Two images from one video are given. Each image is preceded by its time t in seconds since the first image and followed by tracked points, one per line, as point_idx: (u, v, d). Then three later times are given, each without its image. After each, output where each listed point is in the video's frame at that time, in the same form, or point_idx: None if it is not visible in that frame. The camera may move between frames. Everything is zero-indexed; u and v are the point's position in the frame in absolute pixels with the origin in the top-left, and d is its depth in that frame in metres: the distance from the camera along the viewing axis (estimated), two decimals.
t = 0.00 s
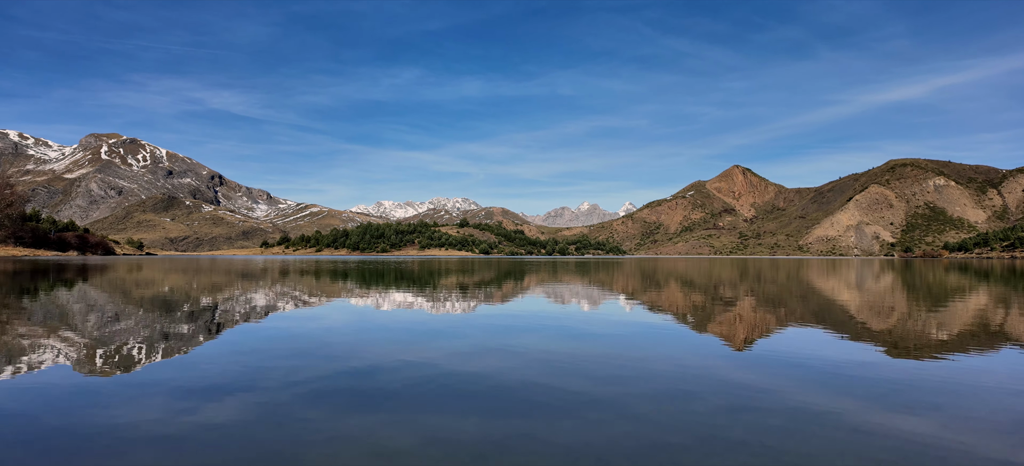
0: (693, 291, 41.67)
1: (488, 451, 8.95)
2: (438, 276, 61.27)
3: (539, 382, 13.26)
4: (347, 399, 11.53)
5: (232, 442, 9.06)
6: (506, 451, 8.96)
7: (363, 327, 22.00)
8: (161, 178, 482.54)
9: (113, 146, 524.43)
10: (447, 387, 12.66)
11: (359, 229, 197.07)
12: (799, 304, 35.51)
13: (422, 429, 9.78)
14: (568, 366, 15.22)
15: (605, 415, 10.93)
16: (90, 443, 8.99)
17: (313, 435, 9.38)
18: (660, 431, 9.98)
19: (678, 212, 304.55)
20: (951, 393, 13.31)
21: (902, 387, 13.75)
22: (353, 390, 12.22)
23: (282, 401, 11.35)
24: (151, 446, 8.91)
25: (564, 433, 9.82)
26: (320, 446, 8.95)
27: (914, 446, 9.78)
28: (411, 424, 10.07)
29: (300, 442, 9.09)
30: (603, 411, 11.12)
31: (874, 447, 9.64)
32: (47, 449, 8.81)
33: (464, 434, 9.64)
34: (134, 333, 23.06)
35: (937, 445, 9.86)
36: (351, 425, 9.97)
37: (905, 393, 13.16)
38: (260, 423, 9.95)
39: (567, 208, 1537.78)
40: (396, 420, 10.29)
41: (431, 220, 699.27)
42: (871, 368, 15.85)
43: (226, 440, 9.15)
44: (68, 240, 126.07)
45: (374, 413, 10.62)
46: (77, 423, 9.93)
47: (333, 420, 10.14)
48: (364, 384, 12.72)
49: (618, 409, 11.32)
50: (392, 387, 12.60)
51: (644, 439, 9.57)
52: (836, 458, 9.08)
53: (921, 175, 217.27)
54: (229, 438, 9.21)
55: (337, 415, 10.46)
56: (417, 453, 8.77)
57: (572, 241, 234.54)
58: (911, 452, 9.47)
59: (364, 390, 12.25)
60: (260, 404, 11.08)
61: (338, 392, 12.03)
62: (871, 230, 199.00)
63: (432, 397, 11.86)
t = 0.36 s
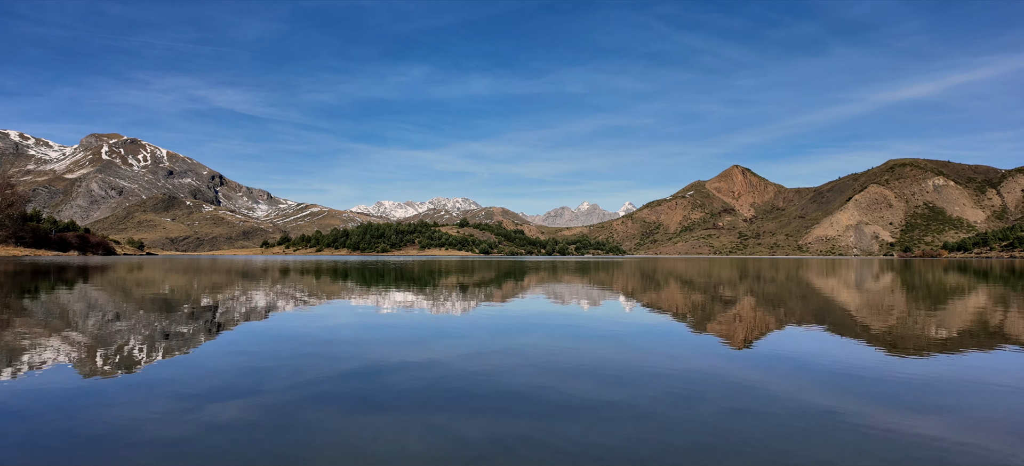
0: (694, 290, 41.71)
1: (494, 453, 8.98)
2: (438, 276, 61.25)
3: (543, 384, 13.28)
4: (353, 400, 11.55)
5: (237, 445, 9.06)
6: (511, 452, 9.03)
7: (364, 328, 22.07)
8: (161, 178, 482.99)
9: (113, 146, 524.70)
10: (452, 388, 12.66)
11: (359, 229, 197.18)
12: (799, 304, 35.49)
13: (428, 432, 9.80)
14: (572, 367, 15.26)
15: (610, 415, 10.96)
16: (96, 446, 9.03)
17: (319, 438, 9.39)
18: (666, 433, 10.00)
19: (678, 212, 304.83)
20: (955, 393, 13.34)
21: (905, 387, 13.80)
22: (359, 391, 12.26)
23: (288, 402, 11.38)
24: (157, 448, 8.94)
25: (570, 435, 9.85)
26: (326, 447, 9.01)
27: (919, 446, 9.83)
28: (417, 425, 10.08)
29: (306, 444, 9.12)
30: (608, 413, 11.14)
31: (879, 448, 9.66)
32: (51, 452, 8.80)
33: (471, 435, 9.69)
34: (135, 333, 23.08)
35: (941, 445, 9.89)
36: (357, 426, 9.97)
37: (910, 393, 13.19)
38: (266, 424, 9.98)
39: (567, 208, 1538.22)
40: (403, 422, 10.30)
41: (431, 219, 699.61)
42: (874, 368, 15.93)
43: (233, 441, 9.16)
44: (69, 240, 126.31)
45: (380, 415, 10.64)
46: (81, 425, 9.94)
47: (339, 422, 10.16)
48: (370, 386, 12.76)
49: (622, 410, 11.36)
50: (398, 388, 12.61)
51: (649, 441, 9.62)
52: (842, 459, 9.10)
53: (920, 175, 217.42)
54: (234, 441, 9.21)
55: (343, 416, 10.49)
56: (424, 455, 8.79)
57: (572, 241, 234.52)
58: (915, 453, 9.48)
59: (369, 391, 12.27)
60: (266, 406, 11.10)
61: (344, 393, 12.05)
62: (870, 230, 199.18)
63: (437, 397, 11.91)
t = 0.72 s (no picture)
0: (694, 290, 41.72)
1: (505, 454, 9.03)
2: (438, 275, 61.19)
3: (547, 384, 13.38)
4: (357, 402, 11.59)
5: (242, 448, 9.05)
6: (521, 452, 9.09)
7: (365, 328, 22.09)
8: (162, 178, 483.32)
9: (114, 146, 524.75)
10: (456, 390, 12.70)
11: (359, 229, 197.14)
12: (798, 303, 35.43)
13: (438, 434, 9.82)
14: (577, 367, 15.35)
15: (615, 417, 10.98)
16: (103, 446, 9.08)
17: (325, 439, 9.43)
18: (670, 434, 10.03)
19: (678, 212, 304.86)
20: (961, 394, 13.39)
21: (908, 389, 13.81)
22: (364, 393, 12.27)
23: (295, 404, 11.40)
24: (164, 449, 9.05)
25: (573, 435, 9.91)
26: (334, 449, 9.04)
27: (926, 447, 9.86)
28: (422, 427, 10.12)
29: (312, 445, 9.17)
30: (615, 414, 11.18)
31: (886, 449, 9.72)
32: (58, 453, 8.88)
33: (480, 438, 9.67)
34: (136, 333, 23.07)
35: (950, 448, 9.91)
36: (363, 429, 9.99)
37: (912, 393, 13.28)
38: (270, 427, 9.99)
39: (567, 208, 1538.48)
40: (410, 423, 10.34)
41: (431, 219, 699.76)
42: (877, 368, 16.03)
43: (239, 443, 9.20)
44: (70, 240, 126.32)
45: (384, 417, 10.67)
46: (84, 428, 9.94)
47: (344, 425, 10.15)
48: (376, 387, 12.78)
49: (631, 411, 11.39)
50: (402, 390, 12.63)
51: (654, 442, 9.65)
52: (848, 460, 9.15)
53: (920, 175, 217.49)
54: (237, 443, 9.24)
55: (349, 418, 10.53)
56: (428, 456, 8.87)
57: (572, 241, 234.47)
58: (922, 455, 9.49)
59: (375, 393, 12.28)
60: (275, 407, 11.20)
61: (349, 395, 12.11)
62: (869, 230, 199.32)
63: (441, 400, 11.90)
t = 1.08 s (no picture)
0: (694, 290, 41.76)
1: (514, 456, 9.07)
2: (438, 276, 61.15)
3: (550, 385, 13.51)
4: (363, 403, 11.66)
5: (245, 449, 9.11)
6: (529, 455, 9.14)
7: (367, 328, 22.19)
8: (163, 178, 483.78)
9: (115, 146, 525.20)
10: (463, 391, 12.76)
11: (360, 229, 197.26)
12: (797, 303, 35.46)
13: (444, 435, 9.88)
14: (580, 368, 15.48)
15: (619, 417, 11.07)
16: (108, 449, 9.13)
17: (331, 440, 9.52)
18: (673, 434, 10.12)
19: (677, 212, 305.02)
20: (962, 394, 13.49)
21: (909, 389, 13.91)
22: (368, 394, 12.35)
23: (299, 405, 11.47)
24: (169, 450, 9.07)
25: (577, 436, 10.01)
26: (343, 449, 9.14)
27: (925, 447, 9.98)
28: (427, 429, 10.17)
29: (319, 447, 9.24)
30: (620, 414, 11.27)
31: (887, 448, 9.83)
32: (64, 455, 8.92)
33: (486, 440, 9.76)
34: (136, 333, 23.13)
35: (951, 447, 10.01)
36: (369, 430, 10.07)
37: (912, 393, 13.38)
38: (276, 428, 10.08)
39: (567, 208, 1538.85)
40: (415, 425, 10.42)
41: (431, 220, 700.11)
42: (878, 368, 16.14)
43: (245, 444, 9.27)
44: (71, 240, 126.44)
45: (390, 418, 10.76)
46: (89, 429, 9.99)
47: (349, 427, 10.21)
48: (380, 388, 12.87)
49: (638, 412, 11.44)
50: (407, 390, 12.73)
51: (657, 443, 9.74)
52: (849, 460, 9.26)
53: (918, 175, 217.64)
54: (243, 444, 9.30)
55: (355, 418, 10.63)
56: (435, 458, 8.92)
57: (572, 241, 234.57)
58: (922, 455, 9.59)
59: (380, 395, 12.37)
60: (280, 407, 11.30)
61: (354, 396, 12.19)
62: (869, 230, 199.56)
63: (445, 401, 11.98)
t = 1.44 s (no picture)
0: (693, 290, 41.85)
1: (522, 456, 9.13)
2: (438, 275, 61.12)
3: (554, 385, 13.63)
4: (369, 405, 11.70)
5: (251, 451, 9.15)
6: (537, 455, 9.18)
7: (368, 329, 22.24)
8: (163, 178, 483.97)
9: (116, 146, 525.53)
10: (468, 392, 12.83)
11: (360, 229, 197.23)
12: (796, 303, 35.46)
13: (454, 438, 9.92)
14: (585, 368, 15.55)
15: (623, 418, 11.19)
16: (115, 451, 9.18)
17: (339, 441, 9.63)
18: (680, 435, 10.17)
19: (677, 212, 305.05)
20: (965, 393, 13.65)
21: (913, 389, 13.94)
22: (374, 396, 12.40)
23: (305, 406, 11.53)
24: (175, 452, 9.12)
25: (584, 437, 10.10)
26: (350, 451, 9.20)
27: (925, 445, 10.14)
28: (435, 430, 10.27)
29: (328, 450, 9.27)
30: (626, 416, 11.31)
31: (890, 447, 9.96)
32: (76, 455, 9.03)
33: (496, 441, 9.80)
34: (137, 333, 23.15)
35: (956, 447, 10.09)
36: (379, 432, 10.11)
37: (915, 394, 13.49)
38: (283, 429, 10.17)
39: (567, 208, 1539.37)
40: (422, 426, 10.45)
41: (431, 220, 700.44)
42: (880, 368, 16.31)
43: (252, 445, 9.40)
44: (72, 240, 126.42)
45: (397, 419, 10.77)
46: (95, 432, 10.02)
47: (357, 428, 10.27)
48: (387, 390, 12.86)
49: (643, 414, 11.47)
50: (414, 391, 12.79)
51: (664, 443, 9.79)
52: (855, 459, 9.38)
53: (918, 175, 217.78)
54: (252, 446, 9.39)
55: (362, 420, 10.70)
56: (442, 457, 9.11)
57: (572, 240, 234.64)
58: (917, 454, 9.73)
59: (385, 396, 12.39)
60: (289, 409, 11.37)
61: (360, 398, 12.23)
62: (868, 229, 199.68)
63: (452, 401, 12.07)
